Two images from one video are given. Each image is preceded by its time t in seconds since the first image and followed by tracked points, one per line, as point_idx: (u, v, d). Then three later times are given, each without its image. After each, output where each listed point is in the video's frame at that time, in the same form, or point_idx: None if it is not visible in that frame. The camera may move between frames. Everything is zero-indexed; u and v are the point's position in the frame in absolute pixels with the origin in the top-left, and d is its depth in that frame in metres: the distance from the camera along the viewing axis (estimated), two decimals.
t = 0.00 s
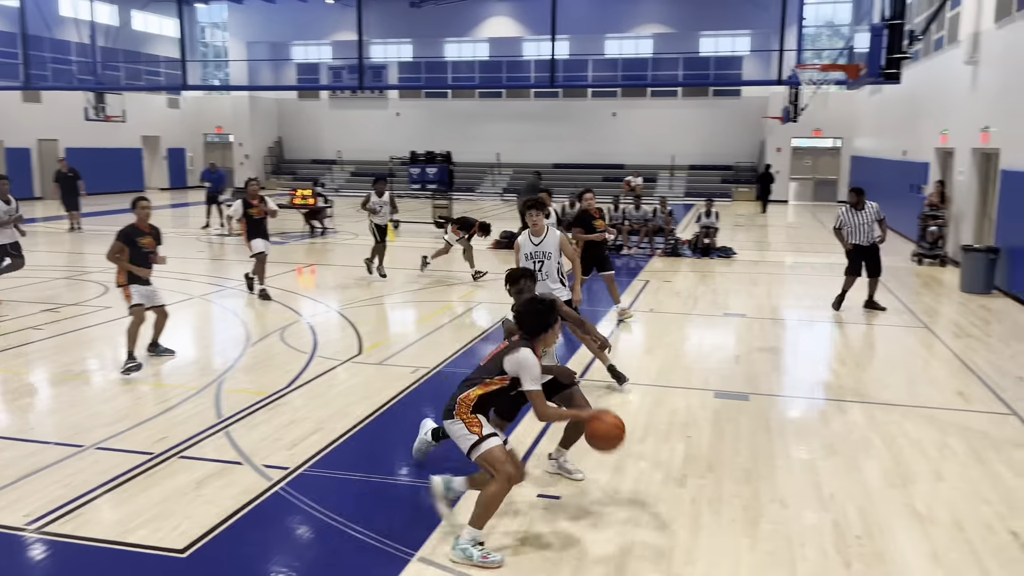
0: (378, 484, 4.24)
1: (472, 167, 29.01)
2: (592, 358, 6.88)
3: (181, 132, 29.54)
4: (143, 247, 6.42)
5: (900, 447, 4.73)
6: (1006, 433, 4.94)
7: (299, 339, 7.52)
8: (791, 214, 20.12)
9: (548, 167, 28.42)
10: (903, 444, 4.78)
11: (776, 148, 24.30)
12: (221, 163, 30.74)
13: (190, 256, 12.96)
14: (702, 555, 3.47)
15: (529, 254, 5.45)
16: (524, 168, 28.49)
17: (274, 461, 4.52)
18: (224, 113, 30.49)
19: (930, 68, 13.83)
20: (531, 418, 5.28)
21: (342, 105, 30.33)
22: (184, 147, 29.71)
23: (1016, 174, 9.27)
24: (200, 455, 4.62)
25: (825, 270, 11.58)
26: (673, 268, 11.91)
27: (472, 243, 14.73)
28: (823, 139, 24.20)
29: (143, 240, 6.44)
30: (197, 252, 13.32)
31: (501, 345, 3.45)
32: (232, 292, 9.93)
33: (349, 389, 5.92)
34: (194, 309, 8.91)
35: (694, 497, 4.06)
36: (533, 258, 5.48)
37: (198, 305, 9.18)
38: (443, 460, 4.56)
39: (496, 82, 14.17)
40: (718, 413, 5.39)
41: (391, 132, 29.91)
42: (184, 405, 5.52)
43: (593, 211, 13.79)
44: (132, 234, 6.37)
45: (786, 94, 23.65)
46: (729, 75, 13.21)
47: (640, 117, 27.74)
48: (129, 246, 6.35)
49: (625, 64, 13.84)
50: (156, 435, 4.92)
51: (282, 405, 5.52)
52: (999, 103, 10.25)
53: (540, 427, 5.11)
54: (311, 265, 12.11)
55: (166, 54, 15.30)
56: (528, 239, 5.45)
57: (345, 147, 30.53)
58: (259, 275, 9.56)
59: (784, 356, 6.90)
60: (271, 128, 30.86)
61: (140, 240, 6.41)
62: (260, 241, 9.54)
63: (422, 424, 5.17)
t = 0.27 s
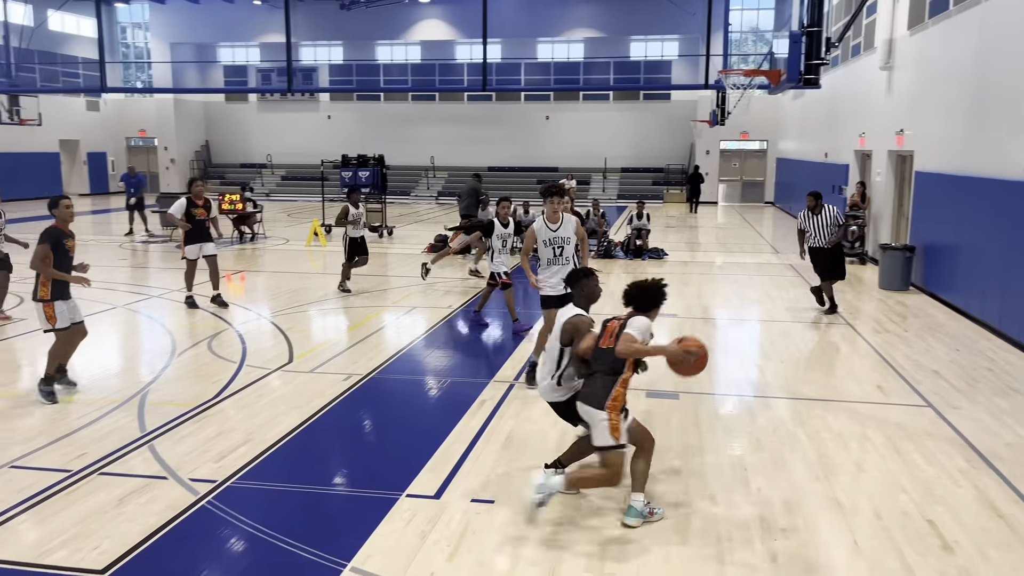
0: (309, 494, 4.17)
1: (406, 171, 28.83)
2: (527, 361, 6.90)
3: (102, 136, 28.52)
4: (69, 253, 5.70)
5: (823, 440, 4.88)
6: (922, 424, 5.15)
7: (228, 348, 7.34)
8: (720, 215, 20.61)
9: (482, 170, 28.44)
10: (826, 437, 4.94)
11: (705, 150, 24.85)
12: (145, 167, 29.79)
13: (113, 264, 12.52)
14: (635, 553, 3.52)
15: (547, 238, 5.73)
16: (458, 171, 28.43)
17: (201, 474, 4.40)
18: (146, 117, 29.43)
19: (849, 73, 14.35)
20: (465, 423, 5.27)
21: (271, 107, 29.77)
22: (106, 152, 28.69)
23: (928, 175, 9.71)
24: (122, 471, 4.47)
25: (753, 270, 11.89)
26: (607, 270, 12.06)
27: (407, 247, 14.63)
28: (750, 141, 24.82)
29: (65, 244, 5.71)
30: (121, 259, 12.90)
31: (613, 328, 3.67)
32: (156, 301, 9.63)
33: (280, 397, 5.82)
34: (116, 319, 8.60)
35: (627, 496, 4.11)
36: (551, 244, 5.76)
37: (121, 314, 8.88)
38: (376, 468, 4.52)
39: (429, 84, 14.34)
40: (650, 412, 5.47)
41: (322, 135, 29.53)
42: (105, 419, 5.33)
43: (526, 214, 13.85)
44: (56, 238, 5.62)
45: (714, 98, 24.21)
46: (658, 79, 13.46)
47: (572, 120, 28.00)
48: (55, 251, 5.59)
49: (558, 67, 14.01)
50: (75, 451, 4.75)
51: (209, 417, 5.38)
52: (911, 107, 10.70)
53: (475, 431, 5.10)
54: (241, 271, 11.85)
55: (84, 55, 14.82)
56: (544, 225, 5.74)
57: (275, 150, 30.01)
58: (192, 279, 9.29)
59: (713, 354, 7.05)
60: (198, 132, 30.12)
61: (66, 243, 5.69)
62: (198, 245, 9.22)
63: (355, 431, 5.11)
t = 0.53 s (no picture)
0: (263, 505, 4.10)
1: (360, 176, 28.60)
2: (483, 367, 6.89)
3: (45, 142, 27.76)
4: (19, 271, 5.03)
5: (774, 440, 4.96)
6: (870, 423, 5.27)
7: (177, 358, 7.19)
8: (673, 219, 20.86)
9: (438, 176, 28.37)
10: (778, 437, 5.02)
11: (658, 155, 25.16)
12: (91, 174, 29.08)
13: (59, 273, 12.19)
14: (592, 557, 3.53)
15: (563, 253, 5.73)
16: (414, 177, 28.32)
17: (150, 488, 4.29)
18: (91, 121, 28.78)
19: (796, 80, 14.67)
20: (421, 430, 5.24)
21: (222, 112, 29.31)
22: (49, 158, 27.94)
23: (873, 180, 9.96)
24: (68, 486, 4.34)
25: (706, 273, 12.06)
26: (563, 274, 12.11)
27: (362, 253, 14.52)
28: (702, 146, 25.19)
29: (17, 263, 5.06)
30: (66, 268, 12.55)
31: (705, 293, 3.91)
32: (103, 311, 9.40)
33: (232, 408, 5.71)
34: (60, 330, 8.36)
35: (584, 501, 4.12)
36: (565, 259, 5.77)
37: (66, 325, 8.63)
38: (332, 477, 4.46)
39: (382, 91, 14.44)
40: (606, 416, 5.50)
41: (275, 140, 29.16)
42: (50, 434, 5.17)
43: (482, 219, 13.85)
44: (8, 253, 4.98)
45: (667, 103, 24.53)
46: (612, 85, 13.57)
47: (527, 125, 28.10)
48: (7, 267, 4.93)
49: (512, 74, 14.11)
50: (18, 467, 4.59)
51: (158, 429, 5.26)
52: (857, 113, 10.97)
53: (431, 438, 5.07)
54: (191, 280, 11.62)
55: (27, 60, 14.59)
56: (559, 241, 5.75)
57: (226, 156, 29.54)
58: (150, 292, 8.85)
59: (668, 358, 7.12)
60: (146, 137, 29.49)
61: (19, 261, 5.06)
62: (163, 257, 8.85)
63: (310, 440, 5.04)
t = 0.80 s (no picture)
0: (228, 518, 4.04)
1: (328, 184, 28.42)
2: (453, 375, 6.86)
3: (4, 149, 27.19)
4: None
5: (742, 446, 5.00)
6: (835, 427, 5.34)
7: (141, 369, 7.07)
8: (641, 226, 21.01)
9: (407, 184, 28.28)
10: (745, 442, 5.07)
11: (626, 163, 25.36)
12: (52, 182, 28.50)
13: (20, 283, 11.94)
14: (561, 565, 3.53)
15: (606, 263, 5.81)
16: (382, 184, 28.22)
17: (112, 503, 4.22)
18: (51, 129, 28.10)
19: (761, 88, 14.88)
20: (390, 439, 5.21)
21: (186, 120, 28.96)
22: (8, 166, 27.36)
23: (836, 188, 10.13)
24: (28, 502, 4.24)
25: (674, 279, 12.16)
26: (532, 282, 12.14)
27: (330, 261, 14.41)
28: (669, 154, 25.42)
29: None
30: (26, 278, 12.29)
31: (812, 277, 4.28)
32: (64, 322, 9.22)
33: (198, 419, 5.63)
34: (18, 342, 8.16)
35: (553, 508, 4.12)
36: (607, 269, 5.85)
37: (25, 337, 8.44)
38: (299, 489, 4.41)
39: (351, 99, 14.41)
40: (575, 423, 5.52)
41: (241, 148, 28.87)
42: (8, 448, 5.05)
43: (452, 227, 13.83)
44: None
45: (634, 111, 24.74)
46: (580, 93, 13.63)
47: (496, 132, 28.13)
48: None
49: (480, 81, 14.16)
50: None
51: (121, 442, 5.16)
52: (820, 122, 11.15)
53: (400, 448, 5.04)
54: (156, 289, 11.44)
55: None
56: (600, 250, 5.82)
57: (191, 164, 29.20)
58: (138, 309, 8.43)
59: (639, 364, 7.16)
60: (109, 145, 29.03)
61: None
62: (144, 269, 8.42)
63: (277, 451, 4.98)
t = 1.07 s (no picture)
0: (213, 529, 4.01)
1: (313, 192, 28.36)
2: (439, 383, 6.85)
3: None
4: None
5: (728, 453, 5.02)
6: (819, 434, 5.38)
7: (123, 379, 7.01)
8: (626, 233, 21.10)
9: (392, 192, 28.25)
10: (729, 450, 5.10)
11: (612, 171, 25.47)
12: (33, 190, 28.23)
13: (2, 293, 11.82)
14: (548, 573, 3.53)
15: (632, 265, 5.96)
16: (368, 193, 28.19)
17: (94, 514, 4.17)
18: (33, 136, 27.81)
19: (744, 98, 15.01)
20: (376, 448, 5.19)
21: (170, 128, 28.82)
22: None
23: (819, 197, 10.22)
24: (8, 513, 4.19)
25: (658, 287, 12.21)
26: (518, 290, 12.15)
27: (315, 270, 14.37)
28: (654, 162, 25.57)
29: None
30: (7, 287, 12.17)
31: (890, 299, 4.47)
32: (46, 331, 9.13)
33: (181, 429, 5.59)
34: None
35: (539, 517, 4.12)
36: (632, 270, 6.01)
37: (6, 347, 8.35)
38: (284, 499, 4.39)
39: (336, 107, 14.42)
40: (562, 431, 5.52)
41: (225, 157, 28.77)
42: None
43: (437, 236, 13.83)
44: None
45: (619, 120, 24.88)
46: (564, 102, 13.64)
47: (481, 141, 28.18)
48: None
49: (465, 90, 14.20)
50: None
51: (104, 453, 5.12)
52: (802, 131, 11.25)
53: (386, 457, 5.02)
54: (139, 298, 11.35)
55: None
56: (627, 252, 5.94)
57: (175, 172, 29.08)
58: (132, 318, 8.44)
59: (625, 372, 7.18)
60: (92, 153, 28.84)
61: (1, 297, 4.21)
62: (137, 279, 8.44)
63: (262, 461, 4.96)
